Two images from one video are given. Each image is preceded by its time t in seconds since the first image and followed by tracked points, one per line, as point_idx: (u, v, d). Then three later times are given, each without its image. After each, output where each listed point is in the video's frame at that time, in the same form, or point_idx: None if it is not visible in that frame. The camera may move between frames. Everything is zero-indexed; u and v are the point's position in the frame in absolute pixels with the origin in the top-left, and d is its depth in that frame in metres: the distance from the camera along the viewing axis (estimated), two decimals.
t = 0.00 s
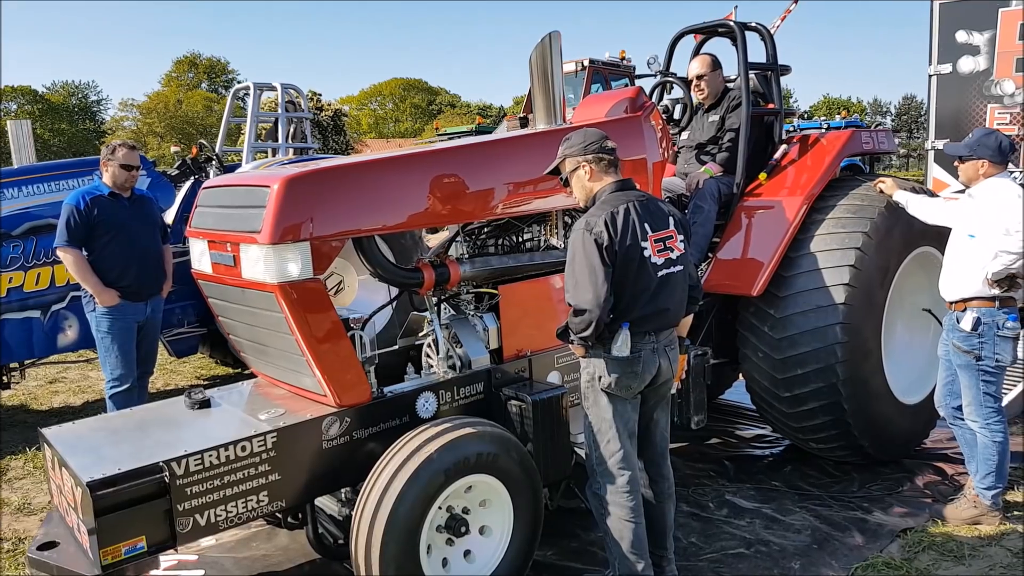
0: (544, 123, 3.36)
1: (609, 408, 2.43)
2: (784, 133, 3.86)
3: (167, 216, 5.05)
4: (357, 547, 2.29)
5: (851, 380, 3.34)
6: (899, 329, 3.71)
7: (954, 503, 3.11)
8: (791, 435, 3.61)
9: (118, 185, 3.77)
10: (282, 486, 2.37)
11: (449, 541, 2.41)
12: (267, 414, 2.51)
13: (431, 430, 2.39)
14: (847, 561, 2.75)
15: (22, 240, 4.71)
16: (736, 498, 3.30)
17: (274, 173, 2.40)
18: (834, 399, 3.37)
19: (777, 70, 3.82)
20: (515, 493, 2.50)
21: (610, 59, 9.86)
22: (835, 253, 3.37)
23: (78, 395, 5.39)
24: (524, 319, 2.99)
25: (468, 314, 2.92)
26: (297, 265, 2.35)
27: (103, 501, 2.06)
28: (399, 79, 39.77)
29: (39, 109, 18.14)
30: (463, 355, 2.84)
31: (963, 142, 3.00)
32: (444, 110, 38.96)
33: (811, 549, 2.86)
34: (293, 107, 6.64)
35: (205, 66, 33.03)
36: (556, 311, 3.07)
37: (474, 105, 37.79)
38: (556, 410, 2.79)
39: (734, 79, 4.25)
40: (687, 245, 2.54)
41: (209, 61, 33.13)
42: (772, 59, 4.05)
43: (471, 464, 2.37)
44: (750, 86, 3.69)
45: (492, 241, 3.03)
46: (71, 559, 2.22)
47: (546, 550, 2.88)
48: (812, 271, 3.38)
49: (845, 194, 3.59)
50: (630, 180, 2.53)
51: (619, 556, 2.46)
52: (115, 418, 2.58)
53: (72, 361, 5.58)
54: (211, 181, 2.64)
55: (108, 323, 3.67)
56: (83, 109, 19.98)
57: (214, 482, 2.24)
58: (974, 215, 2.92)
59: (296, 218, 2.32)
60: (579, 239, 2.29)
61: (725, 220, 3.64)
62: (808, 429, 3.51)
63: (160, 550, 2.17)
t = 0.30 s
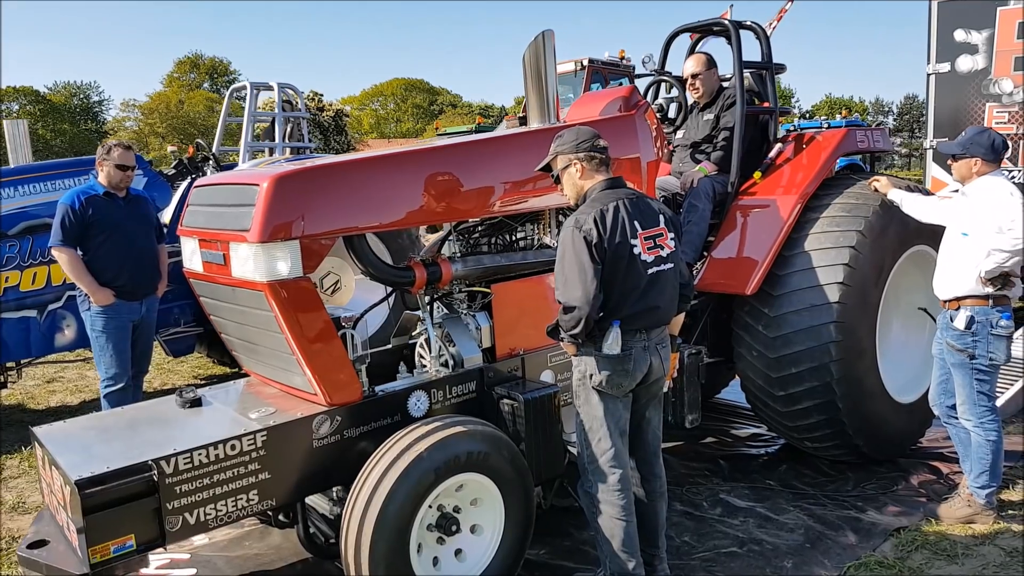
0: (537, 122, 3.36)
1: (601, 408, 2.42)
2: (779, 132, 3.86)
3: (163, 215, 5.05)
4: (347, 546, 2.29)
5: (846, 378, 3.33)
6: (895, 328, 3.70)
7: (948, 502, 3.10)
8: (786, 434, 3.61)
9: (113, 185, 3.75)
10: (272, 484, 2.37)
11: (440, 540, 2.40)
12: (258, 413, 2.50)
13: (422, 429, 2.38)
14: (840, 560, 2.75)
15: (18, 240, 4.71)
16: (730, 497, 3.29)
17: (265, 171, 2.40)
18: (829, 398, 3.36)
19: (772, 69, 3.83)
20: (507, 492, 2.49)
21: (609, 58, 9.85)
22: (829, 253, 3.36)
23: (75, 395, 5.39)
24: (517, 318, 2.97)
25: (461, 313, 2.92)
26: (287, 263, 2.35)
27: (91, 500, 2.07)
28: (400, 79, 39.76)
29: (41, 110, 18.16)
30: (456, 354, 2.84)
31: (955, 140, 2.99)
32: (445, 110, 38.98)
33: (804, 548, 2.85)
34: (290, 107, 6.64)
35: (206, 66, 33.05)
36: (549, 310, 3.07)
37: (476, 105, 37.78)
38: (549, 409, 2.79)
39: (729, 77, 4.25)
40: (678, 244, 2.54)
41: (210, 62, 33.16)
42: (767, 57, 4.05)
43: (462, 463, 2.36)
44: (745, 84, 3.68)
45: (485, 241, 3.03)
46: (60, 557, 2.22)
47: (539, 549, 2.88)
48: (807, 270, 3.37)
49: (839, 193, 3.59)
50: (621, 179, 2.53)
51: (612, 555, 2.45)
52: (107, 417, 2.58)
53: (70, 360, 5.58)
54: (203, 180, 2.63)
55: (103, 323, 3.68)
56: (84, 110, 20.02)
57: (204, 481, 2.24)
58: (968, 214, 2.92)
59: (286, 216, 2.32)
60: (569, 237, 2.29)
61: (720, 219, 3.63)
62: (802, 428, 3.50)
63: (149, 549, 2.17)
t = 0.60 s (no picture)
0: (531, 119, 3.33)
1: (593, 408, 2.38)
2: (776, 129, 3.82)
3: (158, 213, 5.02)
4: (334, 548, 2.25)
5: (843, 378, 3.29)
6: (893, 327, 3.66)
7: (946, 503, 3.06)
8: (783, 434, 3.57)
9: (107, 183, 3.73)
10: (258, 486, 2.33)
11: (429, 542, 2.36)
12: (245, 414, 2.47)
13: (411, 429, 2.34)
14: (836, 562, 2.71)
15: (10, 239, 4.68)
16: (726, 498, 3.25)
17: (251, 167, 2.36)
18: (826, 397, 3.33)
19: (769, 65, 3.79)
20: (498, 493, 2.45)
21: (609, 55, 9.79)
22: (827, 251, 3.32)
23: (69, 394, 5.36)
24: (509, 317, 2.93)
25: (452, 312, 2.88)
26: (273, 261, 2.31)
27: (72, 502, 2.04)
28: (400, 77, 39.68)
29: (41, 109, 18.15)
30: (447, 353, 2.80)
31: (954, 136, 2.94)
32: (446, 109, 38.93)
33: (800, 550, 2.81)
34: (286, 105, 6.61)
35: (207, 65, 33.00)
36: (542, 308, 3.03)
37: (477, 104, 37.68)
38: (542, 409, 2.75)
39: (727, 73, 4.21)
40: (671, 242, 2.50)
41: (211, 60, 33.12)
42: (765, 53, 4.01)
43: (452, 464, 2.32)
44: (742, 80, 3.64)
45: (478, 239, 2.99)
46: (42, 560, 2.19)
47: (532, 550, 2.84)
48: (804, 268, 3.33)
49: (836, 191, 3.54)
50: (613, 176, 2.49)
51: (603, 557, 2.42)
52: (93, 418, 2.55)
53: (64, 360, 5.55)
54: (191, 177, 2.59)
55: (96, 320, 3.63)
56: (84, 108, 20.02)
57: (188, 482, 2.21)
58: (967, 210, 2.87)
59: (272, 212, 2.28)
60: (559, 235, 2.26)
61: (717, 217, 3.59)
62: (799, 427, 3.47)
63: (132, 551, 2.14)
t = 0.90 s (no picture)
0: (530, 114, 3.25)
1: (590, 412, 2.29)
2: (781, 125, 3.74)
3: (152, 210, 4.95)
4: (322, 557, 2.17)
5: (849, 380, 3.21)
6: (901, 327, 3.57)
7: (957, 510, 2.97)
8: (788, 437, 3.48)
9: (109, 181, 3.64)
10: (244, 493, 2.25)
11: (422, 551, 2.27)
12: (231, 417, 2.38)
13: (402, 434, 2.25)
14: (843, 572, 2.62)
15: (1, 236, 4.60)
16: (729, 504, 3.16)
17: (236, 163, 2.28)
18: (833, 400, 3.23)
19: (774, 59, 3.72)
20: (493, 500, 2.36)
21: (612, 52, 9.68)
22: (833, 250, 3.22)
23: (62, 394, 5.28)
24: (506, 317, 2.85)
25: (447, 312, 2.80)
26: (258, 259, 2.22)
27: (48, 510, 1.96)
28: (402, 74, 39.55)
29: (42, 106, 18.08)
30: (442, 355, 2.72)
31: (968, 131, 2.86)
32: (448, 107, 38.81)
33: (806, 559, 2.73)
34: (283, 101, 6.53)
35: (209, 62, 32.90)
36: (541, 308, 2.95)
37: (480, 101, 37.51)
38: (539, 413, 2.68)
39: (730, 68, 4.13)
40: (672, 241, 2.41)
41: (214, 58, 33.04)
42: (769, 47, 3.92)
43: (445, 470, 2.23)
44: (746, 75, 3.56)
45: (475, 237, 2.92)
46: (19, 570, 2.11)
47: (528, 558, 2.76)
48: (810, 267, 3.24)
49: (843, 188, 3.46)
50: (612, 172, 2.41)
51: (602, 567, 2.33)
52: (75, 421, 2.46)
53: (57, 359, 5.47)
54: (177, 172, 2.51)
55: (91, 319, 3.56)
56: (85, 105, 19.97)
57: (171, 489, 2.13)
58: (980, 207, 2.77)
59: (257, 209, 2.20)
60: (554, 234, 2.17)
61: (720, 214, 3.51)
62: (804, 431, 3.38)
63: (112, 561, 2.06)
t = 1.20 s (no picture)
0: (530, 110, 3.16)
1: (587, 422, 2.22)
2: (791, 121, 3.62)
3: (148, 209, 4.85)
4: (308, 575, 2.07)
5: (862, 387, 3.08)
6: (915, 331, 3.45)
7: (975, 523, 2.86)
8: (798, 445, 3.36)
9: (116, 181, 3.51)
10: (228, 506, 2.14)
11: (413, 569, 2.16)
12: (215, 426, 2.28)
13: (393, 446, 2.14)
14: None
15: None
16: (737, 515, 3.05)
17: (219, 160, 2.17)
18: (845, 407, 3.11)
19: (784, 52, 3.59)
20: (489, 514, 2.26)
21: (618, 48, 9.54)
22: (845, 251, 3.10)
23: (58, 395, 5.19)
24: (503, 320, 2.75)
25: (443, 315, 2.70)
26: (240, 261, 2.12)
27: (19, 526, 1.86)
28: (408, 72, 39.47)
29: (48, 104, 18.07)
30: (437, 360, 2.63)
31: (991, 128, 2.73)
32: (454, 105, 38.70)
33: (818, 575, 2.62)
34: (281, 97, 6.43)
35: (216, 60, 32.87)
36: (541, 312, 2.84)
37: (486, 99, 37.39)
38: (537, 421, 2.56)
39: (738, 62, 4.01)
40: (676, 244, 2.31)
41: (220, 55, 33.01)
42: (779, 40, 3.80)
43: (437, 484, 2.12)
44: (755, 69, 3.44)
45: (472, 238, 2.81)
46: None
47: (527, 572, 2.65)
48: (821, 269, 3.12)
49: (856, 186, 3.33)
50: (613, 169, 2.29)
51: None
52: (54, 428, 2.36)
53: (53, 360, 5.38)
54: (162, 170, 2.41)
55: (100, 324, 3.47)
56: (91, 102, 19.96)
57: (150, 502, 2.02)
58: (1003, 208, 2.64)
59: (240, 209, 2.09)
60: (545, 237, 2.13)
61: (728, 213, 3.39)
62: (815, 439, 3.26)
63: None
